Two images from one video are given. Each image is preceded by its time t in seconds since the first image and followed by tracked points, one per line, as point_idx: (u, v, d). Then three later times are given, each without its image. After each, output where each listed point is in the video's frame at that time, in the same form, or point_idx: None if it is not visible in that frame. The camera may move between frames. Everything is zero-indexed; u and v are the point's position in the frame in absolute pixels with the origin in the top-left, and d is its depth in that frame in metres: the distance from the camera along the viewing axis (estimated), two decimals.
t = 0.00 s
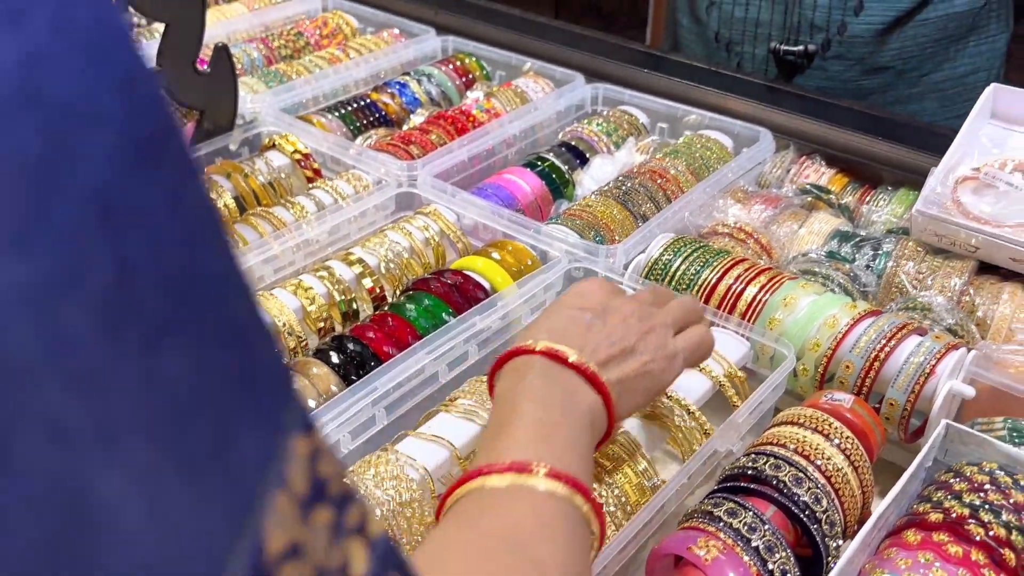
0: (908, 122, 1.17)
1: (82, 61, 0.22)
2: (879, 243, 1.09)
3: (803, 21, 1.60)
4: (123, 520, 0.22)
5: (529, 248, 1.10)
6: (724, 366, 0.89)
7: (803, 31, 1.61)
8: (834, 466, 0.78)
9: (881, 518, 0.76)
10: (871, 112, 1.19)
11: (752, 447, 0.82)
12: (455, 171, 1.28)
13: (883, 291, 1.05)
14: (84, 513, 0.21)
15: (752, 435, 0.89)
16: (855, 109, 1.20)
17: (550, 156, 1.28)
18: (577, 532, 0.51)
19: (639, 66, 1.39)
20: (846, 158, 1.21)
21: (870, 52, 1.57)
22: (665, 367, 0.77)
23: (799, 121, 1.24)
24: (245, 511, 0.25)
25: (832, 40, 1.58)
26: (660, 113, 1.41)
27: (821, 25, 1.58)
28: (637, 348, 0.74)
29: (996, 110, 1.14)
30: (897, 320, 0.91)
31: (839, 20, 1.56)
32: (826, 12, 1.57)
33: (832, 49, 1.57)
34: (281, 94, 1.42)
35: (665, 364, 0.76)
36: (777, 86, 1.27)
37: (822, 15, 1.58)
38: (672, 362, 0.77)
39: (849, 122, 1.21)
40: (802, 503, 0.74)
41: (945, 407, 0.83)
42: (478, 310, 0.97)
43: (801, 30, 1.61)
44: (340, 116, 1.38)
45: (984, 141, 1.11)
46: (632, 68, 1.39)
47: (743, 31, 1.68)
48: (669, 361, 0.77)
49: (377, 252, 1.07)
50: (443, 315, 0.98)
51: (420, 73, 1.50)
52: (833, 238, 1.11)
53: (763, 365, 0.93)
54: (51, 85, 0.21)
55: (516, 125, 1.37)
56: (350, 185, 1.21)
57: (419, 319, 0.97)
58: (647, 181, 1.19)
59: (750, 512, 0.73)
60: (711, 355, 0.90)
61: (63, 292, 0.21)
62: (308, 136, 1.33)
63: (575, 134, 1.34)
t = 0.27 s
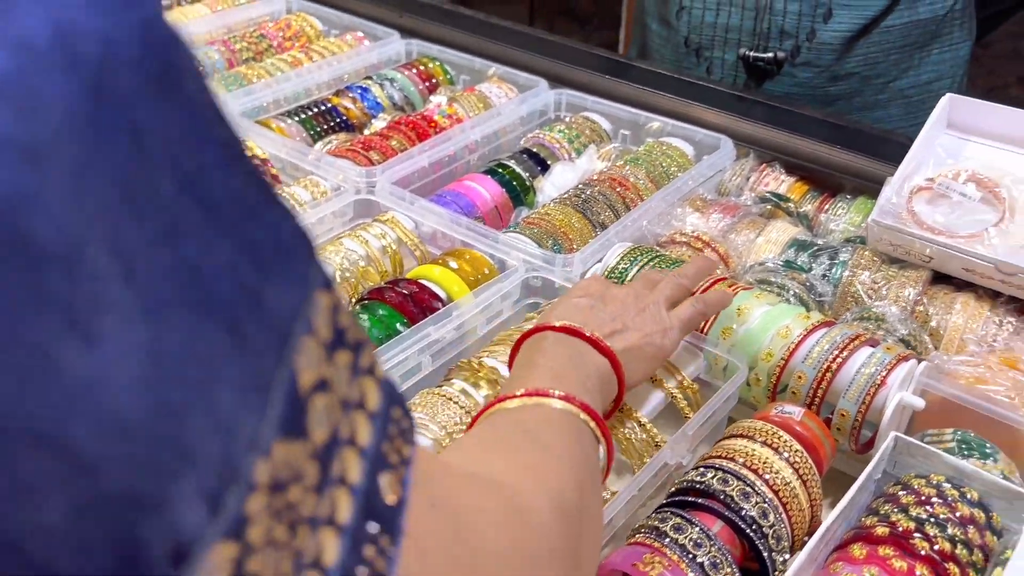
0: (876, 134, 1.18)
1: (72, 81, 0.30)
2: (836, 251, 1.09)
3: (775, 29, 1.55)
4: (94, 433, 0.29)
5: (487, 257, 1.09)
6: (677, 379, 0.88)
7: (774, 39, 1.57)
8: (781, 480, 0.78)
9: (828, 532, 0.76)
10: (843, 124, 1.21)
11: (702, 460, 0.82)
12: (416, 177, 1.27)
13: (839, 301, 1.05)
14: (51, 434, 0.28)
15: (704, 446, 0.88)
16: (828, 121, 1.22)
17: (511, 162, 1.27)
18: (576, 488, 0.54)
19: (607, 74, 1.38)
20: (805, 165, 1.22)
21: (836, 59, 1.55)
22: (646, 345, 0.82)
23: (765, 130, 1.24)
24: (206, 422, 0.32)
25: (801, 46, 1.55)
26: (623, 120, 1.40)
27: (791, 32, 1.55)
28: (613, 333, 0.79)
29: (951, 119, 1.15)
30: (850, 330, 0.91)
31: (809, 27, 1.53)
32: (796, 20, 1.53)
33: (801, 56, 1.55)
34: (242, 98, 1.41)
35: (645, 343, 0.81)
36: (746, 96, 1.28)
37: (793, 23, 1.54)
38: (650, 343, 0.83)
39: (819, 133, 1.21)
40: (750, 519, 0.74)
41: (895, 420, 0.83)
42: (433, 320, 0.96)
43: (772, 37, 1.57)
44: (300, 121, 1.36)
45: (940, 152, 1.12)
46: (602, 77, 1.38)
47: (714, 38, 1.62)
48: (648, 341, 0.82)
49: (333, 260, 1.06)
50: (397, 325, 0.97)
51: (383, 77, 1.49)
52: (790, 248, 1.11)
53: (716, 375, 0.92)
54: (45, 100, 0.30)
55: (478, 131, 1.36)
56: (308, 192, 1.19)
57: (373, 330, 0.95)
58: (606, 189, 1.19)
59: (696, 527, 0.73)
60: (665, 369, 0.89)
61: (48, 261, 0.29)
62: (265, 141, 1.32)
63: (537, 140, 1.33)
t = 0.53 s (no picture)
0: (826, 134, 1.19)
1: None
2: (773, 248, 1.09)
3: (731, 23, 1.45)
4: None
5: (423, 250, 1.07)
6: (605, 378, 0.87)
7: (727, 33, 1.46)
8: (703, 477, 0.77)
9: (749, 529, 0.75)
10: (796, 124, 1.21)
11: (627, 458, 0.81)
12: (357, 167, 1.25)
13: (773, 295, 1.04)
14: None
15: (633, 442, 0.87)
16: (780, 121, 1.22)
17: (453, 154, 1.26)
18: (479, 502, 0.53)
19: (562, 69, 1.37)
20: (749, 160, 1.22)
21: (791, 54, 1.46)
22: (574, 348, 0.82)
23: (714, 125, 1.24)
24: (43, 443, 0.27)
25: (756, 40, 1.45)
26: (569, 111, 1.38)
27: (745, 26, 1.45)
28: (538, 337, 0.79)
29: (892, 115, 1.14)
30: (779, 326, 0.91)
31: (763, 21, 1.43)
32: (751, 13, 1.43)
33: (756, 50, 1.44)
34: (182, 86, 1.38)
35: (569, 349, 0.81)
36: (700, 94, 1.28)
37: (747, 17, 1.44)
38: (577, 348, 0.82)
39: (770, 131, 1.22)
40: (669, 518, 0.73)
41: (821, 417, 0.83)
42: (363, 314, 0.95)
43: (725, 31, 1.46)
44: (239, 110, 1.34)
45: (879, 149, 1.11)
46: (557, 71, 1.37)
47: (666, 30, 1.51)
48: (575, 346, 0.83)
49: (263, 252, 1.05)
50: (324, 320, 0.96)
51: (328, 66, 1.47)
52: (729, 243, 1.10)
53: (646, 371, 0.92)
54: None
55: (422, 121, 1.33)
56: (242, 182, 1.18)
57: (300, 324, 0.94)
58: (547, 182, 1.18)
59: (614, 526, 0.72)
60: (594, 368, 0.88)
61: None
62: (203, 130, 1.30)
63: (480, 131, 1.31)
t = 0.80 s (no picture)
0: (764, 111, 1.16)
1: None
2: (699, 223, 1.07)
3: None
4: None
5: (341, 220, 1.05)
6: (512, 349, 0.85)
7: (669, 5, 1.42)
8: (602, 450, 0.76)
9: (647, 502, 0.73)
10: (736, 100, 1.18)
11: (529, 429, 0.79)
12: (283, 135, 1.22)
13: (698, 270, 1.03)
14: None
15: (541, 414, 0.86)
16: (720, 96, 1.19)
17: (382, 123, 1.23)
18: (352, 451, 0.47)
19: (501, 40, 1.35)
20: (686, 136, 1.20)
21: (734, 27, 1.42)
22: (500, 295, 0.76)
23: (651, 100, 1.22)
24: None
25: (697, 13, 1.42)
26: (505, 84, 1.36)
27: None
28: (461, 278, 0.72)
29: (823, 90, 1.13)
30: (694, 299, 0.89)
31: None
32: None
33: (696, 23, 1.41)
34: (108, 49, 1.34)
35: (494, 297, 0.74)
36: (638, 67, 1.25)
37: None
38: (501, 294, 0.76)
39: (708, 107, 1.19)
40: (563, 490, 0.72)
41: (727, 391, 0.82)
42: (268, 282, 0.92)
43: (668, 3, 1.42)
44: (165, 76, 1.30)
45: (807, 123, 1.10)
46: (497, 43, 1.34)
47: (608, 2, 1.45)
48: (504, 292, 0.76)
49: (174, 219, 1.02)
50: (231, 288, 0.93)
51: (261, 34, 1.43)
52: (655, 217, 1.08)
53: (559, 343, 0.90)
54: None
55: (353, 90, 1.30)
56: (160, 147, 1.13)
57: (206, 293, 0.92)
58: (475, 153, 1.15)
59: (505, 497, 0.70)
60: (502, 339, 0.86)
61: None
62: (125, 96, 1.25)
63: (412, 101, 1.28)
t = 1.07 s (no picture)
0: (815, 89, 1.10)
1: None
2: (751, 209, 1.00)
3: None
4: None
5: (371, 202, 0.98)
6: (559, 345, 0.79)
7: None
8: (666, 463, 0.70)
9: (716, 521, 0.68)
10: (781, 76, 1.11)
11: (583, 438, 0.74)
12: (304, 109, 1.15)
13: (750, 261, 0.97)
14: None
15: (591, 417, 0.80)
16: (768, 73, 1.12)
17: (409, 97, 1.15)
18: (435, 476, 0.41)
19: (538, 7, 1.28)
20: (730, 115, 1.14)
21: None
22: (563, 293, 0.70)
23: (695, 76, 1.15)
24: None
25: None
26: (536, 56, 1.29)
27: None
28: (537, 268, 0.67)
29: (883, 70, 1.06)
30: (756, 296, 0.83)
31: None
32: None
33: None
34: (116, 12, 1.26)
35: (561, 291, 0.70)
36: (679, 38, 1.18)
37: None
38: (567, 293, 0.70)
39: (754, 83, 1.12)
40: (627, 507, 0.66)
41: (797, 397, 0.76)
42: (297, 271, 0.85)
43: None
44: (178, 43, 1.23)
45: (868, 105, 1.04)
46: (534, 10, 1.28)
47: None
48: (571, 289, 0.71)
49: (193, 199, 0.95)
50: (257, 276, 0.87)
51: None
52: (703, 203, 1.01)
53: (608, 339, 0.84)
54: None
55: (377, 60, 1.23)
56: (176, 120, 1.07)
57: (229, 280, 0.85)
58: (510, 131, 1.08)
59: (565, 516, 0.65)
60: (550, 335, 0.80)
61: None
62: (136, 62, 1.19)
63: (441, 74, 1.21)
